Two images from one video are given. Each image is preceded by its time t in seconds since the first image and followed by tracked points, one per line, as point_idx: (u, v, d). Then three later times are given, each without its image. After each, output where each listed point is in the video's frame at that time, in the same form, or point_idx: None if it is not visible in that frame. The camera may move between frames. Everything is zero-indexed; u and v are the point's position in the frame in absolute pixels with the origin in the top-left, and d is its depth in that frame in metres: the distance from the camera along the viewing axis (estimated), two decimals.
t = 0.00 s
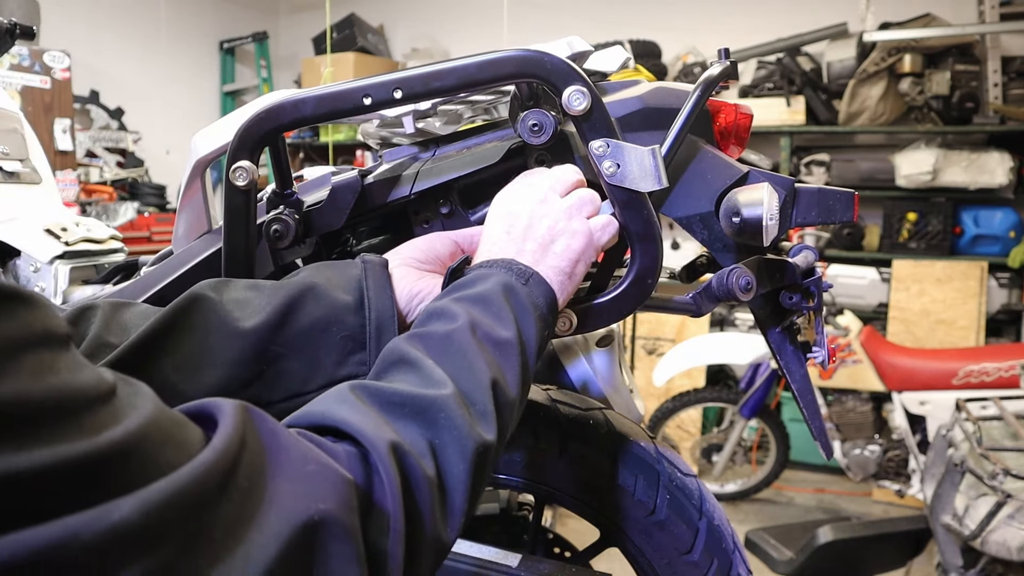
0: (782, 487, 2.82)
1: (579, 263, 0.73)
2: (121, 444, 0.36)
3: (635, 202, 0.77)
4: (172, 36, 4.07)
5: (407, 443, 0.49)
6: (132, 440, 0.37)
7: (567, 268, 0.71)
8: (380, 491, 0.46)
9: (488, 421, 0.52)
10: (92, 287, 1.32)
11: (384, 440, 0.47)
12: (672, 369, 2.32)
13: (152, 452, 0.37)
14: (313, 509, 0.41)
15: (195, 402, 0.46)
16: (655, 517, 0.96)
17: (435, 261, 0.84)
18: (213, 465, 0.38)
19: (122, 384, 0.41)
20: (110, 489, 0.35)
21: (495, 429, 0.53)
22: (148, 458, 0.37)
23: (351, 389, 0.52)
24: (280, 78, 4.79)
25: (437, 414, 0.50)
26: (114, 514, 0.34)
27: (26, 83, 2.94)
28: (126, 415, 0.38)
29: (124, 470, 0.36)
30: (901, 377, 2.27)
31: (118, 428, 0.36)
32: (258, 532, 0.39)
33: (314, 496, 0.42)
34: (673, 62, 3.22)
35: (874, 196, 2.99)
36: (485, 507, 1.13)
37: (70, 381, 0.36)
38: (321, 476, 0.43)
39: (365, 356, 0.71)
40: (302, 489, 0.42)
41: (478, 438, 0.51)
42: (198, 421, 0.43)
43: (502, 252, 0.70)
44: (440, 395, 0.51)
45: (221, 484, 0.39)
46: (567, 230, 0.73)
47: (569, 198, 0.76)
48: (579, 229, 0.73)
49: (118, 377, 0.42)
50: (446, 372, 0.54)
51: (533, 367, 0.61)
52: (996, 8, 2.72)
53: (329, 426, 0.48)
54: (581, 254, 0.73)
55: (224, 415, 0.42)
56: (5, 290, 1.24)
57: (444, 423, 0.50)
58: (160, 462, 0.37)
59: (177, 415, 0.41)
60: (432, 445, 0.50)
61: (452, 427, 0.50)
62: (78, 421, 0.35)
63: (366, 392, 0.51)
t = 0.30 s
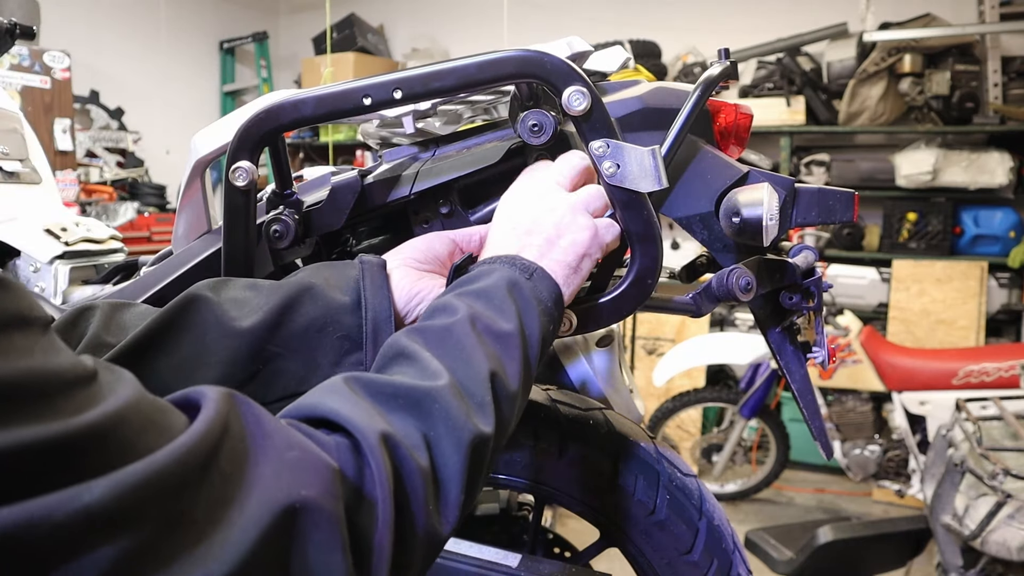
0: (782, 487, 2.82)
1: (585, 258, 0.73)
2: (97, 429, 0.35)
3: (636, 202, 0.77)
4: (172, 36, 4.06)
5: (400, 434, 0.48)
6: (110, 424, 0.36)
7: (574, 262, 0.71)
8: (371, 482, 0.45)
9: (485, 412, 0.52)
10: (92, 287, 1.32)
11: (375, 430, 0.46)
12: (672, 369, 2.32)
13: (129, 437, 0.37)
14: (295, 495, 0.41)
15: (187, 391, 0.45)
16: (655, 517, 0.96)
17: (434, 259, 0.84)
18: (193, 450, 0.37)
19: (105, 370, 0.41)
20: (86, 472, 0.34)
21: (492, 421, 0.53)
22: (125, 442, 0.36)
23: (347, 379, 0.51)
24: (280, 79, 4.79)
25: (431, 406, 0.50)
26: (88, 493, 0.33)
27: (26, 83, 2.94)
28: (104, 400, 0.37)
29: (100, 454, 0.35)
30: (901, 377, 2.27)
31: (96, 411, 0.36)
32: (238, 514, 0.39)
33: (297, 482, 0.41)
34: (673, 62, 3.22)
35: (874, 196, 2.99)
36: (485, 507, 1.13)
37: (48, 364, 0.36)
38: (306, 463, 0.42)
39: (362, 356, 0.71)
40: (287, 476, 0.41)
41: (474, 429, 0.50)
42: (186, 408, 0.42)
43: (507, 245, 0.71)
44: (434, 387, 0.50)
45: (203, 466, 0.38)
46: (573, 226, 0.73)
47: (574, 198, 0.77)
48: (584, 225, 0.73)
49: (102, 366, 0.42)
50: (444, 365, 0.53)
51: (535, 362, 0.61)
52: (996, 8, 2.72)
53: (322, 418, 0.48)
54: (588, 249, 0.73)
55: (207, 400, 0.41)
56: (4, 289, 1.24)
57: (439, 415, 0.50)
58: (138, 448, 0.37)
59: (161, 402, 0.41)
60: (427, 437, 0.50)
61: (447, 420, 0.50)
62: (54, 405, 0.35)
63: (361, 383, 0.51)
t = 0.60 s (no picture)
0: (782, 487, 2.82)
1: (590, 261, 0.73)
2: (91, 429, 0.35)
3: (636, 203, 0.77)
4: (172, 36, 4.07)
5: (400, 434, 0.48)
6: (105, 424, 0.36)
7: (578, 264, 0.72)
8: (371, 482, 0.45)
9: (487, 413, 0.52)
10: (92, 287, 1.32)
11: (374, 430, 0.46)
12: (672, 369, 2.32)
13: (123, 439, 0.37)
14: (292, 494, 0.41)
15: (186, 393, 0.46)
16: (655, 517, 0.96)
17: (434, 260, 0.84)
18: (188, 451, 0.38)
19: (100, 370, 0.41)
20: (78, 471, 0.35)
21: (495, 421, 0.52)
22: (118, 441, 0.37)
23: (347, 381, 0.52)
24: (280, 79, 4.79)
25: (432, 406, 0.50)
26: (77, 492, 0.33)
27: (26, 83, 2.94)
28: (100, 399, 0.38)
29: (93, 454, 0.35)
30: (901, 377, 2.27)
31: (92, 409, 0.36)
32: (232, 515, 0.39)
33: (293, 481, 0.41)
34: (673, 62, 3.23)
35: (874, 196, 2.99)
36: (486, 507, 1.13)
37: (47, 363, 0.36)
38: (304, 462, 0.42)
39: (362, 357, 0.71)
40: (285, 475, 0.41)
41: (475, 428, 0.50)
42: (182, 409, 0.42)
43: (511, 249, 0.71)
44: (435, 387, 0.50)
45: (196, 467, 0.38)
46: (576, 229, 0.73)
47: (577, 199, 0.77)
48: (587, 228, 0.73)
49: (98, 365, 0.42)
50: (445, 365, 0.54)
51: (540, 363, 0.61)
52: (996, 8, 2.72)
53: (322, 419, 0.48)
54: (592, 251, 0.73)
55: (204, 401, 0.42)
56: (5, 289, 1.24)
57: (439, 414, 0.50)
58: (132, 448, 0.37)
59: (157, 403, 0.41)
60: (428, 438, 0.50)
61: (448, 420, 0.50)
62: (50, 403, 0.35)
63: (360, 384, 0.51)
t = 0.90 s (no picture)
0: (782, 487, 2.82)
1: (592, 250, 0.73)
2: (106, 413, 0.35)
3: (636, 203, 0.77)
4: (172, 36, 4.06)
5: (406, 418, 0.48)
6: (119, 408, 0.36)
7: (582, 252, 0.71)
8: (378, 465, 0.45)
9: (492, 398, 0.52)
10: (92, 286, 1.32)
11: (381, 413, 0.46)
12: (672, 369, 2.32)
13: (138, 422, 0.37)
14: (300, 474, 0.41)
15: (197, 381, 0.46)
16: (655, 516, 0.96)
17: (434, 260, 0.84)
18: (201, 433, 0.37)
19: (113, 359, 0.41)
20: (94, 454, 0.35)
21: (500, 407, 0.52)
22: (133, 427, 0.37)
23: (354, 366, 0.52)
24: (280, 79, 4.79)
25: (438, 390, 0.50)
26: (95, 473, 0.33)
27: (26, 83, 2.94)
28: (112, 385, 0.37)
29: (109, 438, 0.35)
30: (901, 377, 2.27)
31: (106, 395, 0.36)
32: (243, 496, 0.39)
33: (302, 461, 0.41)
34: (673, 62, 3.23)
35: (874, 196, 2.99)
36: (486, 507, 1.13)
37: (60, 350, 0.36)
38: (311, 443, 0.42)
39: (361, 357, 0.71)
40: (293, 455, 0.41)
41: (480, 413, 0.50)
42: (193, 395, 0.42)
43: (514, 237, 0.71)
44: (440, 372, 0.50)
45: (209, 450, 0.38)
46: (580, 221, 0.73)
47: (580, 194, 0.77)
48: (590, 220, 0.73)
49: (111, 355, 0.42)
50: (450, 352, 0.53)
51: (545, 352, 0.61)
52: (996, 9, 2.72)
53: (329, 404, 0.48)
54: (594, 240, 0.73)
55: (214, 386, 0.42)
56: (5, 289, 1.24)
57: (445, 399, 0.50)
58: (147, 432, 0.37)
59: (169, 390, 0.41)
60: (434, 422, 0.49)
61: (453, 404, 0.50)
62: (64, 389, 0.35)
63: (367, 369, 0.51)
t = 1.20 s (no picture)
0: (782, 487, 2.82)
1: (594, 252, 0.73)
2: (108, 423, 0.35)
3: (636, 203, 0.77)
4: (172, 36, 4.06)
5: (410, 425, 0.48)
6: (122, 417, 0.36)
7: (584, 255, 0.72)
8: (382, 471, 0.45)
9: (495, 404, 0.52)
10: (91, 286, 1.32)
11: (385, 420, 0.46)
12: (672, 369, 2.32)
13: (141, 431, 0.37)
14: (305, 482, 0.40)
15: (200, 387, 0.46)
16: (655, 516, 0.96)
17: (434, 260, 0.84)
18: (204, 442, 0.37)
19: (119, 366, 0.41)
20: (96, 464, 0.35)
21: (503, 414, 0.52)
22: (137, 436, 0.37)
23: (357, 372, 0.51)
24: (280, 79, 4.79)
25: (441, 396, 0.50)
26: (97, 484, 0.33)
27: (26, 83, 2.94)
28: (115, 394, 0.37)
29: (111, 448, 0.35)
30: (901, 377, 2.27)
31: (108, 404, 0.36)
32: (248, 504, 0.39)
33: (306, 469, 0.41)
34: (673, 62, 3.23)
35: (873, 196, 2.99)
36: (486, 508, 1.13)
37: (63, 359, 0.36)
38: (316, 450, 0.42)
39: (363, 358, 0.71)
40: (297, 463, 0.41)
41: (483, 419, 0.50)
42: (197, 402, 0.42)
43: (516, 241, 0.71)
44: (443, 378, 0.50)
45: (213, 458, 0.38)
46: (583, 222, 0.73)
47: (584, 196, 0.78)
48: (593, 221, 0.74)
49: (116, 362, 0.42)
50: (453, 357, 0.53)
51: (546, 355, 0.61)
52: (996, 9, 2.72)
53: (333, 411, 0.48)
54: (597, 242, 0.73)
55: (218, 393, 0.41)
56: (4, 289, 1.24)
57: (449, 405, 0.50)
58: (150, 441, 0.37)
59: (175, 397, 0.41)
60: (437, 429, 0.49)
61: (457, 411, 0.49)
62: (66, 399, 0.35)
63: (370, 375, 0.51)
